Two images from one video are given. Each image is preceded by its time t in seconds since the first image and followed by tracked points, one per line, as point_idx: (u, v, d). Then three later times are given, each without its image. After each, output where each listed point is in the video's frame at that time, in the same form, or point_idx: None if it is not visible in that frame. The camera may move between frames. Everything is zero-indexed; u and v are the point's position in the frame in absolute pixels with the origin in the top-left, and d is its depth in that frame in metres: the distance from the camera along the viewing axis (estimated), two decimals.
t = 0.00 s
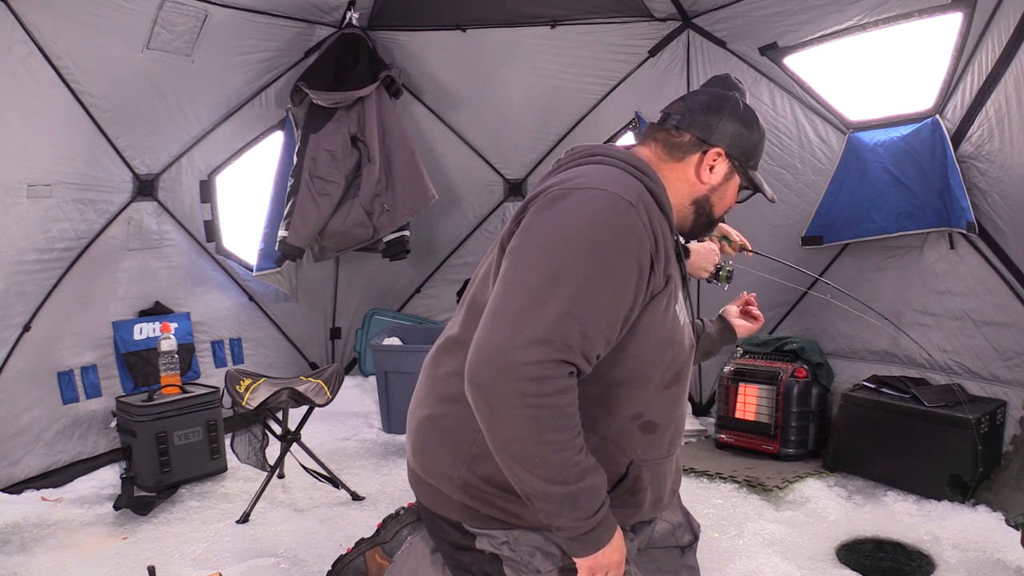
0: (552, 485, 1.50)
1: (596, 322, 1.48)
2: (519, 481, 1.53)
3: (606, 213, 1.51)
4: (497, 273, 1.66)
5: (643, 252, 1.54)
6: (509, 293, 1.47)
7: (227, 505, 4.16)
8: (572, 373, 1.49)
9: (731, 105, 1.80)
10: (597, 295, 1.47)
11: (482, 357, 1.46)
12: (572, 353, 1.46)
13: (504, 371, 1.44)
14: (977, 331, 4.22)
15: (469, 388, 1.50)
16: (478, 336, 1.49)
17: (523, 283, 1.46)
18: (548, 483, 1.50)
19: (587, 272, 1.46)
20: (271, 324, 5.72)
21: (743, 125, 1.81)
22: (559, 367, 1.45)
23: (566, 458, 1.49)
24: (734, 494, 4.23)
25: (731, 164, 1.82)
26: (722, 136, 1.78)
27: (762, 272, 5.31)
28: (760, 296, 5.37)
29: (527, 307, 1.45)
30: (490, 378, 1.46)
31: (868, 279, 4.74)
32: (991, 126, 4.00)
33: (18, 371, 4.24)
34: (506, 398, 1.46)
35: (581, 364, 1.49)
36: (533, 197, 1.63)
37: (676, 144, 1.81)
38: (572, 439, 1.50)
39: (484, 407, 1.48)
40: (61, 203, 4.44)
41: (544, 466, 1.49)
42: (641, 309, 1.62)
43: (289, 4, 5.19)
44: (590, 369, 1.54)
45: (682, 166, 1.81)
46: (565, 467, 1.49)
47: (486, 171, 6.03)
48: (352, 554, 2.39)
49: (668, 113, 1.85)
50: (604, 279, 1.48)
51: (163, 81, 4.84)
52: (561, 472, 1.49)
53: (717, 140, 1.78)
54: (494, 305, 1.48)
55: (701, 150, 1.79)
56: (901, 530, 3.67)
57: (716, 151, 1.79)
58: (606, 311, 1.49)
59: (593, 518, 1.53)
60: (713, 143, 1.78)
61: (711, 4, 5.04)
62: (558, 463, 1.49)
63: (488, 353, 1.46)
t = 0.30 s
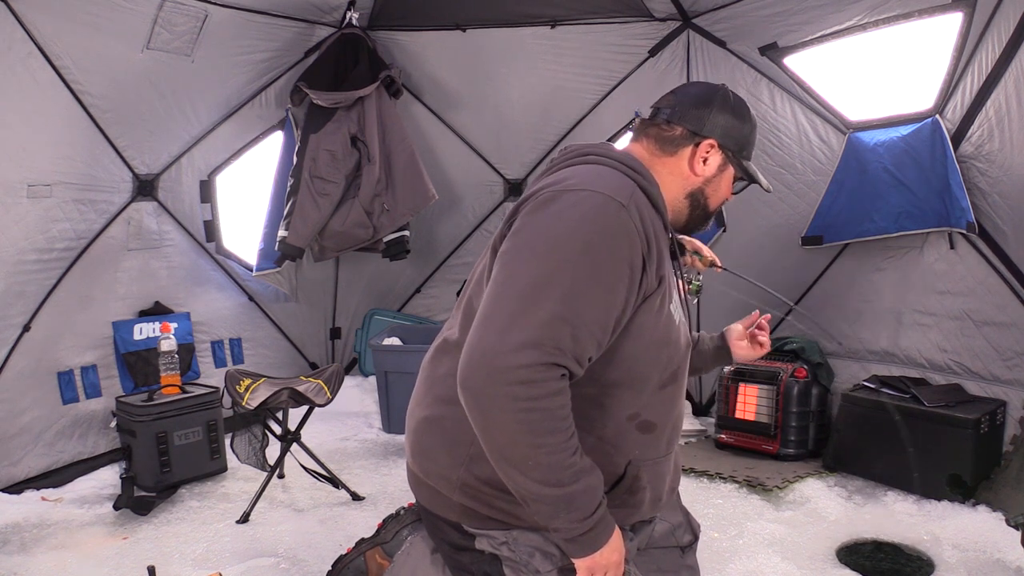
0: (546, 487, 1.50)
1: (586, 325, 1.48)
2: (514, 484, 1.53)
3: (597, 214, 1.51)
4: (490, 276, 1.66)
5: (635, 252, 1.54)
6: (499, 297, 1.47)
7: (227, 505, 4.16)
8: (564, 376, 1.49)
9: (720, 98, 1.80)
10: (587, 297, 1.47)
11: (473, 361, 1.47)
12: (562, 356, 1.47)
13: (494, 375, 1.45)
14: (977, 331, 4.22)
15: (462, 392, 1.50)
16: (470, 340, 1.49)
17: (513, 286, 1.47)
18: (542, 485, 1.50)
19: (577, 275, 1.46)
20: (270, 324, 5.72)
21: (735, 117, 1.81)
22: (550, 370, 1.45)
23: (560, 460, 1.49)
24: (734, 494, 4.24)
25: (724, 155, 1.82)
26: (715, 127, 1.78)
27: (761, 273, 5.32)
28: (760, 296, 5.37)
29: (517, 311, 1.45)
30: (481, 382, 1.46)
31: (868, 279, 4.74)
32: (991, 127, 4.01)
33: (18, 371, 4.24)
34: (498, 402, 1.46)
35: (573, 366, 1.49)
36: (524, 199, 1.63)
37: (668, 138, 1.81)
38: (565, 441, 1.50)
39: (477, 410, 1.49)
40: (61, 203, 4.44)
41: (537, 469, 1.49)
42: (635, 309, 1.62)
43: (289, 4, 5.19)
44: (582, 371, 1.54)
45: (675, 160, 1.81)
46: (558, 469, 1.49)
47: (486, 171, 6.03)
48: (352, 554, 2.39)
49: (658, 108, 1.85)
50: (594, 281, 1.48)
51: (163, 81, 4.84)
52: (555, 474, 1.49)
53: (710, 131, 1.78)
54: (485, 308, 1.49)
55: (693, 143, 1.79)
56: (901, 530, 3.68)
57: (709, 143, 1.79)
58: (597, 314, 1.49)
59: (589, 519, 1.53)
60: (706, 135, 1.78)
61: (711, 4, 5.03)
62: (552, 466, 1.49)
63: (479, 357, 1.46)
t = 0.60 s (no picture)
0: (540, 489, 1.50)
1: (574, 326, 1.48)
2: (508, 486, 1.53)
3: (583, 216, 1.51)
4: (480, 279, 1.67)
5: (623, 253, 1.53)
6: (488, 300, 1.47)
7: (227, 505, 4.16)
8: (553, 378, 1.49)
9: (709, 92, 1.81)
10: (575, 299, 1.47)
11: (463, 365, 1.47)
12: (551, 358, 1.47)
13: (484, 378, 1.45)
14: (976, 331, 4.22)
15: (453, 395, 1.50)
16: (460, 343, 1.50)
17: (502, 290, 1.47)
18: (535, 487, 1.50)
19: (564, 277, 1.46)
20: (270, 324, 5.72)
21: (724, 111, 1.82)
22: (539, 373, 1.46)
23: (552, 462, 1.49)
24: (733, 494, 4.23)
25: (715, 148, 1.83)
26: (705, 121, 1.79)
27: (761, 272, 5.32)
28: (760, 296, 5.37)
29: (505, 315, 1.45)
30: (471, 385, 1.46)
31: (868, 279, 4.74)
32: (991, 126, 4.00)
33: (18, 372, 4.24)
34: (488, 404, 1.46)
35: (562, 368, 1.49)
36: (513, 201, 1.63)
37: (659, 133, 1.80)
38: (557, 442, 1.50)
39: (468, 412, 1.49)
40: (61, 203, 4.44)
41: (529, 471, 1.49)
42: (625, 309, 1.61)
43: (289, 4, 5.18)
44: (573, 372, 1.54)
45: (667, 155, 1.81)
46: (550, 471, 1.49)
47: (486, 171, 6.03)
48: (352, 553, 2.39)
49: (647, 102, 1.84)
50: (581, 283, 1.48)
51: (163, 81, 4.84)
52: (547, 476, 1.49)
53: (700, 125, 1.79)
54: (474, 312, 1.49)
55: (685, 137, 1.79)
56: (901, 530, 3.68)
57: (700, 137, 1.79)
58: (585, 315, 1.49)
59: (585, 519, 1.53)
60: (697, 128, 1.79)
61: (711, 4, 5.03)
62: (543, 467, 1.49)
63: (469, 360, 1.46)
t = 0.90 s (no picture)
0: (534, 490, 1.49)
1: (564, 326, 1.48)
2: (503, 487, 1.53)
3: (572, 216, 1.51)
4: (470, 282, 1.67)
5: (612, 253, 1.53)
6: (477, 302, 1.47)
7: (227, 505, 4.16)
8: (544, 379, 1.49)
9: (698, 88, 1.81)
10: (564, 300, 1.47)
11: (454, 368, 1.47)
12: (542, 360, 1.47)
13: (475, 380, 1.45)
14: (977, 331, 4.22)
15: (445, 398, 1.50)
16: (451, 346, 1.50)
17: (491, 292, 1.47)
18: (530, 488, 1.49)
19: (553, 278, 1.46)
20: (270, 324, 5.72)
21: (714, 109, 1.82)
22: (530, 374, 1.45)
23: (545, 462, 1.49)
24: (734, 494, 4.23)
25: (705, 144, 1.83)
26: (695, 117, 1.79)
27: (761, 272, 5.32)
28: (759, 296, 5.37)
29: (494, 317, 1.45)
30: (463, 388, 1.46)
31: (868, 279, 4.74)
32: (991, 126, 4.00)
33: (18, 371, 4.24)
34: (479, 406, 1.46)
35: (553, 369, 1.49)
36: (502, 204, 1.63)
37: (650, 129, 1.80)
38: (549, 443, 1.49)
39: (459, 415, 1.49)
40: (61, 203, 4.44)
41: (523, 472, 1.49)
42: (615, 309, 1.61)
43: (289, 4, 5.19)
44: (564, 373, 1.54)
45: (658, 151, 1.81)
46: (544, 471, 1.49)
47: (486, 171, 6.03)
48: (352, 554, 2.39)
49: (637, 99, 1.83)
50: (571, 283, 1.48)
51: (163, 81, 4.84)
52: (541, 476, 1.49)
53: (691, 120, 1.79)
54: (464, 315, 1.49)
55: (676, 133, 1.79)
56: (901, 530, 3.68)
57: (691, 133, 1.80)
58: (575, 316, 1.49)
59: (580, 519, 1.53)
60: (688, 124, 1.79)
61: (711, 4, 5.03)
62: (537, 468, 1.48)
63: (459, 363, 1.46)
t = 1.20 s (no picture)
0: (530, 489, 1.49)
1: (558, 326, 1.48)
2: (499, 486, 1.53)
3: (565, 216, 1.51)
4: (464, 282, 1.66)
5: (605, 252, 1.53)
6: (471, 302, 1.47)
7: (227, 505, 4.16)
8: (539, 378, 1.48)
9: (693, 88, 1.81)
10: (558, 299, 1.47)
11: (450, 368, 1.47)
12: (537, 358, 1.46)
13: (470, 379, 1.45)
14: (977, 331, 4.22)
15: (440, 397, 1.50)
16: (446, 346, 1.50)
17: (485, 292, 1.47)
18: (525, 486, 1.49)
19: (547, 277, 1.46)
20: (270, 324, 5.72)
21: (709, 109, 1.83)
22: (525, 373, 1.45)
23: (540, 461, 1.49)
24: (734, 494, 4.23)
25: (700, 143, 1.83)
26: (690, 116, 1.79)
27: (761, 273, 5.32)
28: (759, 296, 5.37)
29: (489, 317, 1.45)
30: (458, 387, 1.46)
31: (868, 279, 4.74)
32: (991, 126, 4.00)
33: (18, 371, 4.24)
34: (474, 405, 1.45)
35: (547, 368, 1.49)
36: (496, 205, 1.63)
37: (645, 128, 1.80)
38: (544, 441, 1.49)
39: (454, 414, 1.48)
40: (61, 203, 4.44)
41: (518, 471, 1.48)
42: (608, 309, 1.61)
43: (289, 4, 5.19)
44: (558, 372, 1.54)
45: (652, 150, 1.81)
46: (539, 470, 1.49)
47: (486, 171, 6.03)
48: (352, 554, 2.39)
49: (631, 99, 1.84)
50: (564, 283, 1.47)
51: (163, 81, 4.84)
52: (536, 475, 1.49)
53: (686, 119, 1.79)
54: (458, 314, 1.49)
55: (670, 132, 1.80)
56: (901, 530, 3.68)
57: (685, 132, 1.80)
58: (570, 315, 1.49)
59: (576, 518, 1.53)
60: (682, 123, 1.79)
61: (711, 4, 5.03)
62: (532, 467, 1.48)
63: (454, 362, 1.46)
